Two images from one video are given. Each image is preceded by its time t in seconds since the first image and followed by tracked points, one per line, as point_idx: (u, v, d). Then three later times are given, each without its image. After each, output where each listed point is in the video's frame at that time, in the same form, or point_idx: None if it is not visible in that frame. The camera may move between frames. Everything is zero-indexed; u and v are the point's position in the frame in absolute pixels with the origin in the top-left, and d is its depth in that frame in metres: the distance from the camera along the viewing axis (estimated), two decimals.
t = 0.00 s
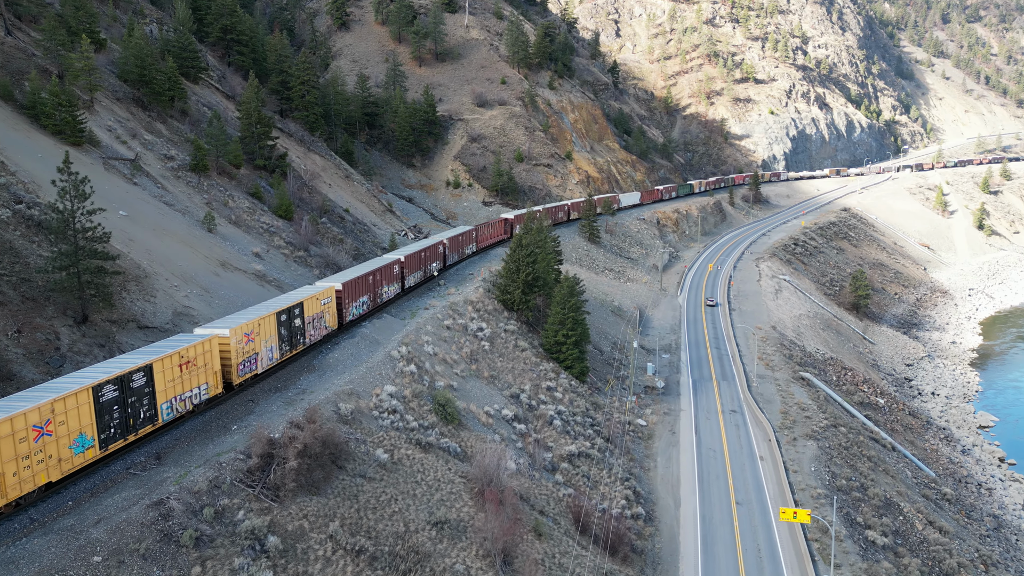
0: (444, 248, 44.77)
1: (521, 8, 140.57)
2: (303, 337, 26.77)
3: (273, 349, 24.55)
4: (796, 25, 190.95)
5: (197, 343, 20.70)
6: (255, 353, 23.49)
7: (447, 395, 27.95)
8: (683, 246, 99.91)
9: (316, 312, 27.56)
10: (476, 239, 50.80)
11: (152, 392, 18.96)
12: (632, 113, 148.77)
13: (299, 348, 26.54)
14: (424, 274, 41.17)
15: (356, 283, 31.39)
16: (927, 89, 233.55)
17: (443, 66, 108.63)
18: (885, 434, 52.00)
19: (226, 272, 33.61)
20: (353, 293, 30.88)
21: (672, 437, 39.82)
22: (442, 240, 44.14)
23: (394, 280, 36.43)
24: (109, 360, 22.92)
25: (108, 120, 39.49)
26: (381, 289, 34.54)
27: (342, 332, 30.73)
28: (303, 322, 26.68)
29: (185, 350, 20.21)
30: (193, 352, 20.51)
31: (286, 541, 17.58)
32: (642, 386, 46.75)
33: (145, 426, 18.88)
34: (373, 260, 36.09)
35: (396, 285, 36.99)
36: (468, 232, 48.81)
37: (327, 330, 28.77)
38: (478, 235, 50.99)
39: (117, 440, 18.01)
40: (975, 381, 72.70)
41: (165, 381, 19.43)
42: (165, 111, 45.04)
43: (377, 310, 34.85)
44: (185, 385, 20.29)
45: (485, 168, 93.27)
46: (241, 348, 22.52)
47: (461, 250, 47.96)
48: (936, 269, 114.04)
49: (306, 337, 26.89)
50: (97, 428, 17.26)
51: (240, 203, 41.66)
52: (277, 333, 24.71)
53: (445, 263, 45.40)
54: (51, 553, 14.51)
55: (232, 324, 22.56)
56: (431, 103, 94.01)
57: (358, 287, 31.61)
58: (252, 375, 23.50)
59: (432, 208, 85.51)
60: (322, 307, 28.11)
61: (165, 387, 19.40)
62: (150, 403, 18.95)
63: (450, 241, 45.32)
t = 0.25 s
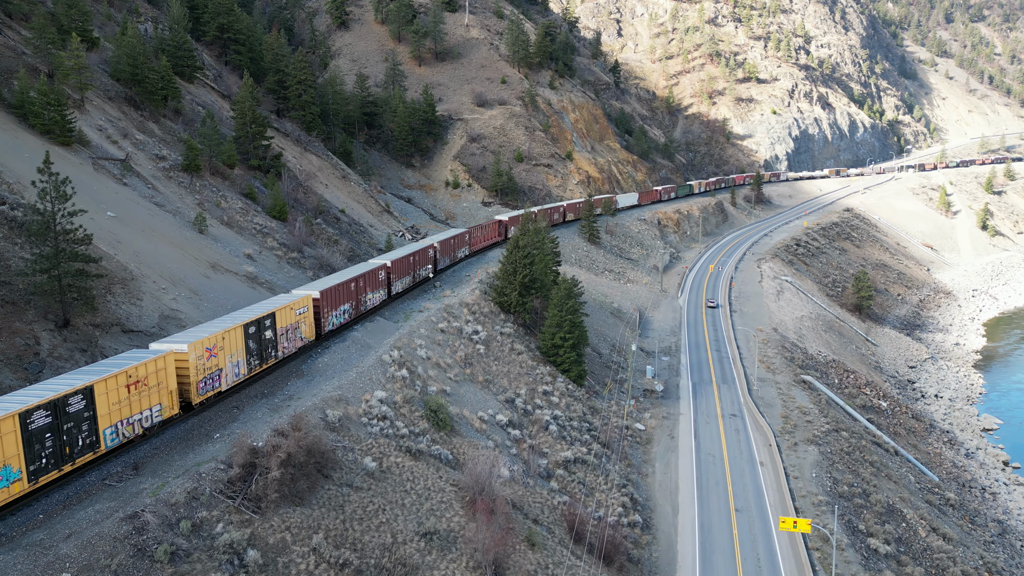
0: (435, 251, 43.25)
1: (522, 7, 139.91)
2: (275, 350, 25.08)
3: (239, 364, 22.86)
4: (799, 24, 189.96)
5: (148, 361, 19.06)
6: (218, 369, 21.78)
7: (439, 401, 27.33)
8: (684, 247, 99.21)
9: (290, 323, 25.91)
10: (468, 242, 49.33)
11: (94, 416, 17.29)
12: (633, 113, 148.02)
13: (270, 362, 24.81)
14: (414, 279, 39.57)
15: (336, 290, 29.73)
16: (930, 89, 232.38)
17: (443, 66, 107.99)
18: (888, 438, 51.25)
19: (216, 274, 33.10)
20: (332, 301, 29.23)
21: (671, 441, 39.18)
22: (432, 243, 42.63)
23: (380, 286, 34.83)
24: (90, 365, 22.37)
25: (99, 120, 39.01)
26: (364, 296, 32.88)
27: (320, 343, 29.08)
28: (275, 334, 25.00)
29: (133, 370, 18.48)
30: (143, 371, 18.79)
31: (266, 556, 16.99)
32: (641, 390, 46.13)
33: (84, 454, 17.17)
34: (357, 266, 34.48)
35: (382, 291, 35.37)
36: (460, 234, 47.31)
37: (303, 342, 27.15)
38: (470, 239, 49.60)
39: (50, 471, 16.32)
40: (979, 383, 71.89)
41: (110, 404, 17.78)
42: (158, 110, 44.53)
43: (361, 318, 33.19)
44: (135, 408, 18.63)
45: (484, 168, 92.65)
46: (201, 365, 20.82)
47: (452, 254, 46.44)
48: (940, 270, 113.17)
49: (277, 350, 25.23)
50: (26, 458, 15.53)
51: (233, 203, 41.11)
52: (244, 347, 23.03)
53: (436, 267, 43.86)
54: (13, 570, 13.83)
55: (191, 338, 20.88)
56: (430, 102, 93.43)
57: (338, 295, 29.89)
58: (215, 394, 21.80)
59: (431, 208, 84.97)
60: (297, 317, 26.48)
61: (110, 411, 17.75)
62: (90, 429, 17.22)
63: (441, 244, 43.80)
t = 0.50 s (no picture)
0: (425, 255, 41.72)
1: (523, 7, 139.27)
2: (242, 364, 23.34)
3: (198, 382, 21.09)
4: (801, 24, 188.96)
5: (89, 382, 17.32)
6: (174, 389, 20.12)
7: (431, 406, 26.71)
8: (686, 247, 98.49)
9: (260, 335, 24.25)
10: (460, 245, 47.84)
11: (23, 444, 15.53)
12: (634, 113, 147.29)
13: (236, 378, 23.10)
14: (401, 285, 37.95)
15: (315, 299, 28.05)
16: (933, 88, 231.29)
17: (443, 65, 107.37)
18: (891, 442, 50.50)
19: (206, 276, 32.49)
20: (310, 311, 27.55)
21: (669, 447, 38.53)
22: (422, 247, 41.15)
23: (365, 293, 33.13)
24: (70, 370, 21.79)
25: (90, 119, 38.53)
26: (347, 304, 31.22)
27: (296, 355, 27.39)
28: (242, 347, 23.31)
29: (70, 393, 16.71)
30: (84, 394, 17.08)
31: (245, 570, 16.40)
32: (640, 393, 45.48)
33: (10, 488, 15.38)
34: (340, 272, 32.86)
35: (367, 298, 33.72)
36: (451, 236, 45.81)
37: (275, 355, 25.44)
38: (462, 241, 48.25)
39: None
40: (983, 386, 71.07)
41: (43, 431, 16.05)
42: (150, 110, 44.03)
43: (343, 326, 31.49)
44: (72, 436, 16.89)
45: (484, 169, 92.00)
46: (153, 385, 19.15)
47: (443, 258, 44.96)
48: (943, 271, 112.34)
49: (245, 364, 23.44)
50: None
51: (226, 204, 40.60)
52: (206, 362, 21.37)
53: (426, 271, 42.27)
54: None
55: (143, 356, 19.22)
56: (429, 102, 92.82)
57: (316, 304, 28.10)
58: (170, 415, 20.15)
59: (430, 209, 84.41)
60: (269, 329, 24.83)
61: (42, 438, 16.02)
62: (17, 460, 15.43)
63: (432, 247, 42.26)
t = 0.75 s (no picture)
0: (414, 259, 40.22)
1: (524, 6, 138.62)
2: (204, 382, 21.72)
3: (149, 403, 19.43)
4: (804, 23, 187.98)
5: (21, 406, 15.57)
6: (121, 412, 18.44)
7: (422, 412, 26.07)
8: (687, 248, 97.79)
9: (224, 349, 22.68)
10: (450, 248, 46.36)
11: None
12: (636, 112, 146.58)
13: (197, 397, 21.47)
14: (387, 292, 36.37)
15: (289, 308, 26.50)
16: (936, 88, 230.07)
17: (443, 64, 106.76)
18: (894, 446, 49.77)
19: (196, 279, 31.89)
20: (283, 321, 26.00)
21: (668, 452, 37.84)
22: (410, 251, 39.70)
23: (347, 300, 31.56)
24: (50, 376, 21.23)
25: (80, 118, 38.01)
26: (326, 313, 29.67)
27: (268, 368, 25.82)
28: (204, 363, 21.71)
29: None
30: (11, 421, 15.34)
31: None
32: (639, 397, 44.83)
33: None
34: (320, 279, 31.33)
35: (350, 306, 32.15)
36: (441, 239, 44.30)
37: (242, 369, 23.89)
38: (454, 244, 46.95)
39: None
40: (986, 388, 70.27)
41: None
42: (142, 109, 43.52)
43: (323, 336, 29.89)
44: None
45: (483, 169, 91.35)
46: (95, 409, 17.50)
47: (433, 262, 43.43)
48: (946, 272, 111.46)
49: (208, 382, 21.86)
50: None
51: (218, 204, 40.06)
52: (160, 381, 19.75)
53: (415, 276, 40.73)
54: None
55: (84, 376, 17.55)
56: (429, 102, 92.19)
57: (289, 315, 26.54)
58: (117, 439, 18.47)
59: (429, 209, 83.84)
60: (235, 341, 23.26)
61: None
62: None
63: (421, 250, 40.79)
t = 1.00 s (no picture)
0: (401, 264, 38.58)
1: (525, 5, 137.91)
2: (158, 403, 20.09)
3: (90, 429, 17.75)
4: (807, 23, 186.97)
5: None
6: (56, 438, 16.74)
7: (413, 419, 25.49)
8: (687, 248, 97.12)
9: (182, 366, 20.98)
10: (440, 252, 44.73)
11: None
12: (637, 112, 145.87)
13: (148, 419, 19.72)
14: (372, 299, 34.65)
15: (259, 319, 24.78)
16: (940, 88, 228.93)
17: (442, 64, 106.13)
18: (896, 450, 49.06)
19: (184, 281, 31.39)
20: (252, 333, 24.27)
21: (666, 457, 37.21)
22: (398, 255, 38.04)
23: (326, 310, 29.69)
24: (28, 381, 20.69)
25: (70, 118, 37.50)
26: (303, 322, 27.91)
27: (236, 384, 24.05)
28: (158, 382, 20.01)
29: None
30: None
31: None
32: (637, 401, 44.21)
33: None
34: (297, 286, 29.59)
35: (330, 315, 30.41)
36: (430, 243, 42.69)
37: (206, 387, 22.17)
38: (446, 248, 45.49)
39: None
40: (990, 390, 69.50)
41: None
42: (134, 109, 43.01)
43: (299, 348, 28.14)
44: None
45: (482, 169, 90.73)
46: (23, 437, 15.80)
47: (422, 267, 41.80)
48: (950, 272, 110.60)
49: (162, 402, 20.21)
50: None
51: (210, 205, 39.53)
52: (105, 404, 18.08)
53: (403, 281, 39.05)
54: None
55: (12, 401, 15.83)
56: (428, 101, 91.56)
57: (258, 326, 24.70)
58: (52, 468, 16.81)
59: (427, 209, 83.26)
60: (195, 357, 21.53)
61: None
62: None
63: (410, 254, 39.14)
